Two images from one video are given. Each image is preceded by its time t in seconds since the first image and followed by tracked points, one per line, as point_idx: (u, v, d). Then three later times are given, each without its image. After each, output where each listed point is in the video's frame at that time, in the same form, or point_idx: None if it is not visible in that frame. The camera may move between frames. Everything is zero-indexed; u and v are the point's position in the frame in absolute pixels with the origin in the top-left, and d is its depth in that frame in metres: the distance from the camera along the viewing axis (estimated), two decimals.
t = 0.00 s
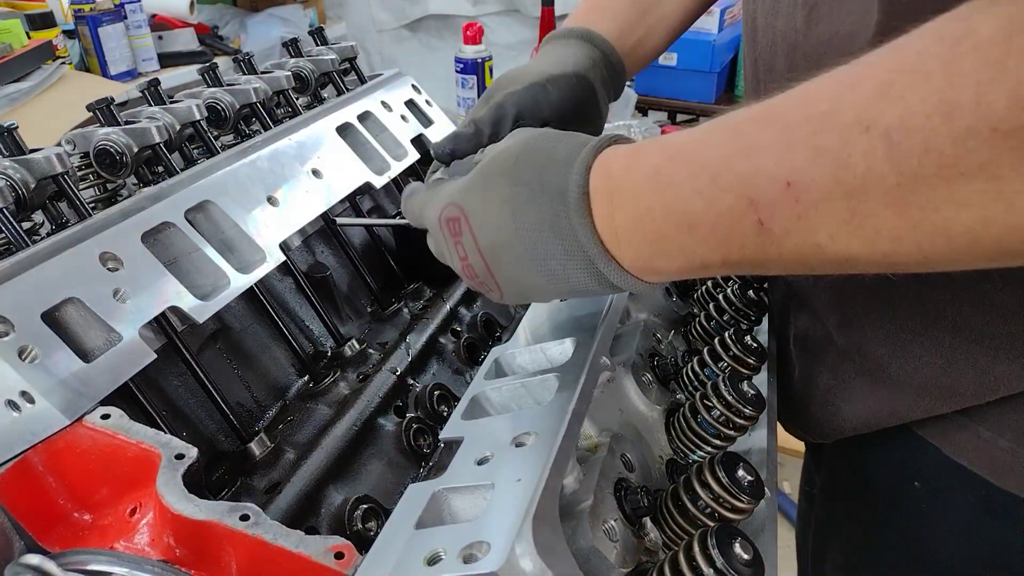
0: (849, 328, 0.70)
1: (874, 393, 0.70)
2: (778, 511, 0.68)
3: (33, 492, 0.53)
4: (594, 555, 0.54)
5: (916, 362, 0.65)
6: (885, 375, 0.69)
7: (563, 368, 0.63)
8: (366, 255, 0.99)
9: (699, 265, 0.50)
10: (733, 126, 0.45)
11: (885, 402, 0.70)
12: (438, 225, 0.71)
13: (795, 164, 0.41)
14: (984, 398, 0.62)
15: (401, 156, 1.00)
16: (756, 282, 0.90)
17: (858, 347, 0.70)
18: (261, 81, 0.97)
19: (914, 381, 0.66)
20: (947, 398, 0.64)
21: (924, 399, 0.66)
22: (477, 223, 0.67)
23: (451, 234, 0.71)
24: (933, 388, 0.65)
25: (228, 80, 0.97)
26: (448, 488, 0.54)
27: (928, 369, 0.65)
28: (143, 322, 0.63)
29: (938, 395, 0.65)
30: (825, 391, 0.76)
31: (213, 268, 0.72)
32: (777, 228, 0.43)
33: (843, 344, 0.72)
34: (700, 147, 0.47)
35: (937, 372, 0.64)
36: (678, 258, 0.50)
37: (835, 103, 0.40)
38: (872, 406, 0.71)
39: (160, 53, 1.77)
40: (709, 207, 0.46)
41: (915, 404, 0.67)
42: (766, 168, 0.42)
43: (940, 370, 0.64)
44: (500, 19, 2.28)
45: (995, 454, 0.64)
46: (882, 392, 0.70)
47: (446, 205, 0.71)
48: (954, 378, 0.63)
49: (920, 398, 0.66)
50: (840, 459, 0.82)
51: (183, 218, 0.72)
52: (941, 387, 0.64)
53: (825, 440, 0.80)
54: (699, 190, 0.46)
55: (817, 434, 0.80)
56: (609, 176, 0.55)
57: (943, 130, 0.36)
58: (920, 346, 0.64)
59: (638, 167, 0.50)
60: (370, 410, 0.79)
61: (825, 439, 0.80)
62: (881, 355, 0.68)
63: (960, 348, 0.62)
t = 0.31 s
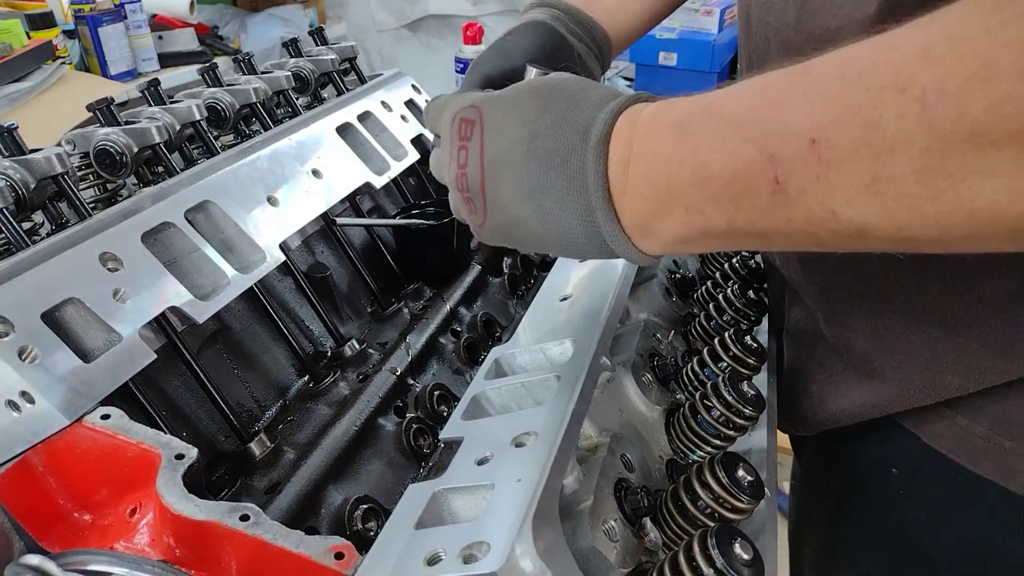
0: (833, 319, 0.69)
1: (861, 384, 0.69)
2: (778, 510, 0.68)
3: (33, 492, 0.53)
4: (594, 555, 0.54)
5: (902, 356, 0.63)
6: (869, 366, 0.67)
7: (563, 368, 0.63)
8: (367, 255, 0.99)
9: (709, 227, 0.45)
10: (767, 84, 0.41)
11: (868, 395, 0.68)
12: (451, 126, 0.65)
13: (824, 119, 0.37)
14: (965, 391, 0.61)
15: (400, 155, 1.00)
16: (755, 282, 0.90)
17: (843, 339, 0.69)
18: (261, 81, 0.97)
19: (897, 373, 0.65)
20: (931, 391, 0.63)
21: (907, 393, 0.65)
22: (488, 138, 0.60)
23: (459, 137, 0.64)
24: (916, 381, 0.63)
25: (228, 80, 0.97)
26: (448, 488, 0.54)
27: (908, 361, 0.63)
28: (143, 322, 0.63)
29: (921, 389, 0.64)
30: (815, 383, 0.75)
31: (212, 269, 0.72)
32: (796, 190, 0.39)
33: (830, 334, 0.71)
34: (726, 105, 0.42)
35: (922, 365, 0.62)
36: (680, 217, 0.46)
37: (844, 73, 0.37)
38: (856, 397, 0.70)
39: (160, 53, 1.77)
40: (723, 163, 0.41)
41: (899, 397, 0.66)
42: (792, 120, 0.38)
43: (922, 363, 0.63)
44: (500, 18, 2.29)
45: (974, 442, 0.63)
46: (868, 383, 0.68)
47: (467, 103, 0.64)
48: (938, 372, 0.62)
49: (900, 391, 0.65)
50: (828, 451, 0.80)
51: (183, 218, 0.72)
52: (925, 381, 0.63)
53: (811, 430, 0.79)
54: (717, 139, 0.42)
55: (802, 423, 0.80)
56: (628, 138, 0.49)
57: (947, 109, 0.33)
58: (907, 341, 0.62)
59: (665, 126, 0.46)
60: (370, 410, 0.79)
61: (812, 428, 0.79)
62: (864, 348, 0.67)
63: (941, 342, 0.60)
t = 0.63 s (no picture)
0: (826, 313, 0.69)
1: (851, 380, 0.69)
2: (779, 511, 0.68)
3: (33, 492, 0.53)
4: (594, 555, 0.54)
5: (889, 352, 0.63)
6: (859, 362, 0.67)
7: (563, 368, 0.63)
8: (366, 255, 0.99)
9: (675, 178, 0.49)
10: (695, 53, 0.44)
11: (857, 392, 0.68)
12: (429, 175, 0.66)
13: (748, 95, 0.40)
14: (955, 389, 0.61)
15: (400, 156, 1.00)
16: (756, 282, 0.90)
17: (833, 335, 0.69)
18: (261, 81, 0.97)
19: (887, 370, 0.64)
20: (919, 386, 0.63)
21: (897, 389, 0.64)
22: (458, 169, 0.63)
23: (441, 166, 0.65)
24: (905, 375, 0.63)
25: (228, 80, 0.97)
26: (448, 488, 0.54)
27: (898, 357, 0.63)
28: (143, 322, 0.63)
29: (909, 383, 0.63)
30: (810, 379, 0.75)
31: (212, 268, 0.72)
32: (731, 154, 0.42)
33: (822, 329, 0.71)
34: (655, 77, 0.46)
35: (911, 362, 0.62)
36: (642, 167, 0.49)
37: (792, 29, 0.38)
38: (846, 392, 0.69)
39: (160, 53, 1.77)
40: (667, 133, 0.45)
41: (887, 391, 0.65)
42: (719, 98, 0.41)
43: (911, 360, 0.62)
44: (500, 19, 2.29)
45: (961, 441, 0.64)
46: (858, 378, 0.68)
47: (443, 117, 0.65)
48: (930, 369, 0.61)
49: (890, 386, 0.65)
50: (823, 449, 0.80)
51: (183, 218, 0.72)
52: (915, 378, 0.62)
53: (805, 428, 0.78)
54: (659, 113, 0.45)
55: (797, 421, 0.79)
56: (572, 103, 0.53)
57: (891, 75, 0.35)
58: (893, 336, 0.62)
59: (609, 92, 0.49)
60: (370, 410, 0.78)
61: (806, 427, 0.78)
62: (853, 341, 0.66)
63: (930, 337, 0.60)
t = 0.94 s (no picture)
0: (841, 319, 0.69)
1: (870, 383, 0.69)
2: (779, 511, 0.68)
3: (34, 492, 0.53)
4: (593, 554, 0.54)
5: (910, 357, 0.63)
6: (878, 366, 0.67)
7: (563, 368, 0.63)
8: (366, 255, 0.99)
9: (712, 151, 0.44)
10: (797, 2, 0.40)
11: (875, 395, 0.69)
12: (462, 59, 0.56)
13: (855, 42, 0.37)
14: (978, 393, 0.61)
15: (401, 156, 1.00)
16: (756, 282, 0.90)
17: (851, 341, 0.69)
18: (261, 81, 0.97)
19: (908, 374, 0.64)
20: (943, 391, 0.63)
21: (919, 394, 0.65)
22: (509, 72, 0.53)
23: (472, 69, 0.55)
24: (927, 379, 0.63)
25: (228, 80, 0.97)
26: (448, 488, 0.54)
27: (917, 361, 0.63)
28: (143, 322, 0.64)
29: (932, 389, 0.64)
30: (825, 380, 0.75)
31: (213, 269, 0.72)
32: (824, 116, 0.39)
33: (838, 336, 0.71)
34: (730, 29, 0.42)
35: (930, 365, 0.62)
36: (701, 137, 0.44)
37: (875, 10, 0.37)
38: (866, 399, 0.70)
39: (160, 53, 1.78)
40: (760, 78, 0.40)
41: (911, 397, 0.66)
42: (825, 44, 0.38)
43: (927, 365, 0.62)
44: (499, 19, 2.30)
45: (976, 446, 0.64)
46: (877, 381, 0.68)
47: (474, 34, 0.56)
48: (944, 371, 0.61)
49: (914, 391, 0.65)
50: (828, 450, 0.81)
51: (183, 218, 0.72)
52: (934, 381, 0.63)
53: (815, 431, 0.79)
54: (745, 62, 0.41)
55: (810, 425, 0.80)
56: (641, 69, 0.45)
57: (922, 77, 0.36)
58: (912, 341, 0.63)
59: (684, 31, 0.43)
60: (370, 410, 0.78)
61: (821, 431, 0.79)
62: (872, 349, 0.67)
63: (941, 338, 0.60)
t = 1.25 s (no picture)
0: (836, 318, 0.68)
1: (865, 385, 0.69)
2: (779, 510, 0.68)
3: (34, 492, 0.53)
4: (594, 554, 0.54)
5: (905, 360, 0.63)
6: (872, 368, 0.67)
7: (563, 368, 0.63)
8: (366, 255, 0.99)
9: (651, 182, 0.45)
10: (705, 52, 0.40)
11: (872, 398, 0.68)
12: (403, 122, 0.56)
13: (756, 102, 0.37)
14: (965, 400, 0.61)
15: (401, 156, 1.00)
16: (756, 282, 0.90)
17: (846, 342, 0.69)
18: (261, 81, 0.97)
19: (901, 376, 0.64)
20: (932, 396, 0.63)
21: (908, 398, 0.64)
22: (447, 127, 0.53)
23: (416, 135, 0.56)
24: (918, 383, 0.63)
25: (228, 80, 0.97)
26: (448, 488, 0.54)
27: (911, 363, 0.63)
28: (143, 322, 0.64)
29: (922, 392, 0.63)
30: (823, 381, 0.75)
31: (213, 269, 0.72)
32: (732, 162, 0.40)
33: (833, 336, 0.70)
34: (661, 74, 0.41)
35: (925, 367, 0.62)
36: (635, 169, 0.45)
37: (805, 42, 0.36)
38: (859, 402, 0.70)
39: (160, 53, 1.78)
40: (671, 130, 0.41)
41: (899, 402, 0.65)
42: (729, 103, 0.38)
43: (922, 367, 0.62)
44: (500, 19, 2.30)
45: (972, 453, 0.63)
46: (871, 383, 0.68)
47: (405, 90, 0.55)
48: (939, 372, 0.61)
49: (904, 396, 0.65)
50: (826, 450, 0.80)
51: (183, 218, 0.72)
52: (924, 383, 0.62)
53: (812, 434, 0.79)
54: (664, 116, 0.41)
55: (806, 428, 0.80)
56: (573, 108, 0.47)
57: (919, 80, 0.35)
58: (912, 343, 0.62)
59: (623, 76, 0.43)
60: (370, 410, 0.78)
61: (814, 434, 0.79)
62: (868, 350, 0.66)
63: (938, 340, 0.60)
